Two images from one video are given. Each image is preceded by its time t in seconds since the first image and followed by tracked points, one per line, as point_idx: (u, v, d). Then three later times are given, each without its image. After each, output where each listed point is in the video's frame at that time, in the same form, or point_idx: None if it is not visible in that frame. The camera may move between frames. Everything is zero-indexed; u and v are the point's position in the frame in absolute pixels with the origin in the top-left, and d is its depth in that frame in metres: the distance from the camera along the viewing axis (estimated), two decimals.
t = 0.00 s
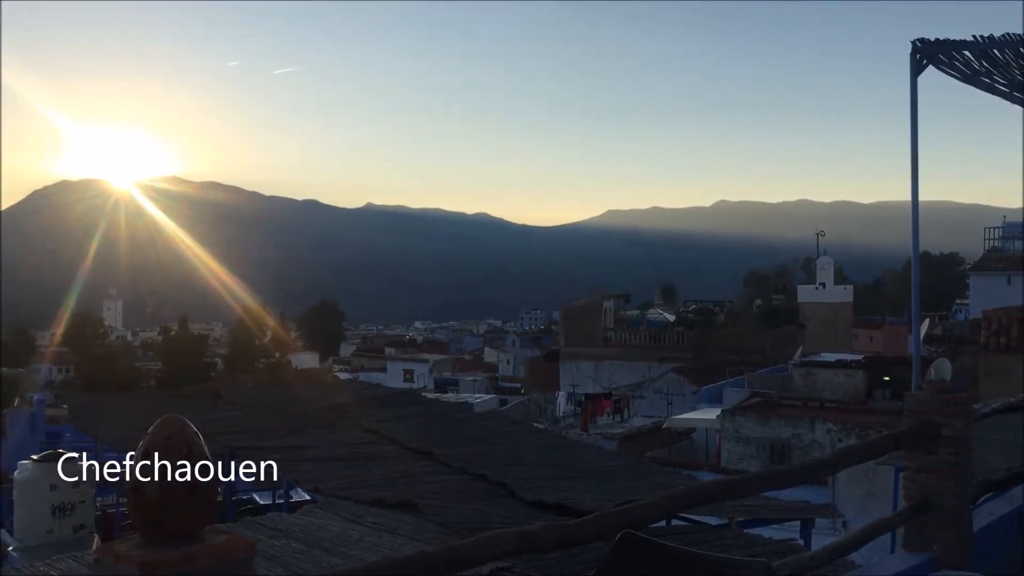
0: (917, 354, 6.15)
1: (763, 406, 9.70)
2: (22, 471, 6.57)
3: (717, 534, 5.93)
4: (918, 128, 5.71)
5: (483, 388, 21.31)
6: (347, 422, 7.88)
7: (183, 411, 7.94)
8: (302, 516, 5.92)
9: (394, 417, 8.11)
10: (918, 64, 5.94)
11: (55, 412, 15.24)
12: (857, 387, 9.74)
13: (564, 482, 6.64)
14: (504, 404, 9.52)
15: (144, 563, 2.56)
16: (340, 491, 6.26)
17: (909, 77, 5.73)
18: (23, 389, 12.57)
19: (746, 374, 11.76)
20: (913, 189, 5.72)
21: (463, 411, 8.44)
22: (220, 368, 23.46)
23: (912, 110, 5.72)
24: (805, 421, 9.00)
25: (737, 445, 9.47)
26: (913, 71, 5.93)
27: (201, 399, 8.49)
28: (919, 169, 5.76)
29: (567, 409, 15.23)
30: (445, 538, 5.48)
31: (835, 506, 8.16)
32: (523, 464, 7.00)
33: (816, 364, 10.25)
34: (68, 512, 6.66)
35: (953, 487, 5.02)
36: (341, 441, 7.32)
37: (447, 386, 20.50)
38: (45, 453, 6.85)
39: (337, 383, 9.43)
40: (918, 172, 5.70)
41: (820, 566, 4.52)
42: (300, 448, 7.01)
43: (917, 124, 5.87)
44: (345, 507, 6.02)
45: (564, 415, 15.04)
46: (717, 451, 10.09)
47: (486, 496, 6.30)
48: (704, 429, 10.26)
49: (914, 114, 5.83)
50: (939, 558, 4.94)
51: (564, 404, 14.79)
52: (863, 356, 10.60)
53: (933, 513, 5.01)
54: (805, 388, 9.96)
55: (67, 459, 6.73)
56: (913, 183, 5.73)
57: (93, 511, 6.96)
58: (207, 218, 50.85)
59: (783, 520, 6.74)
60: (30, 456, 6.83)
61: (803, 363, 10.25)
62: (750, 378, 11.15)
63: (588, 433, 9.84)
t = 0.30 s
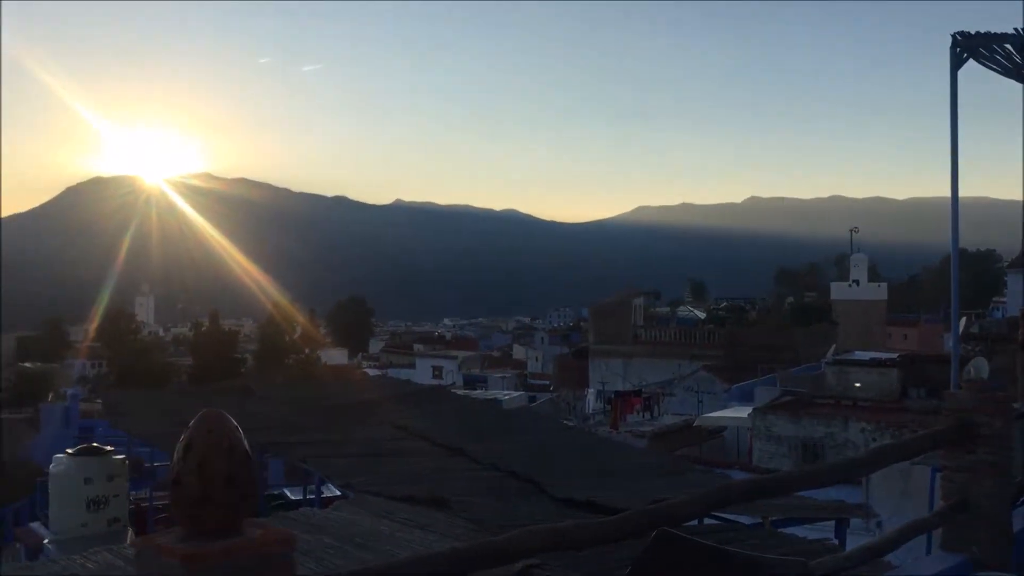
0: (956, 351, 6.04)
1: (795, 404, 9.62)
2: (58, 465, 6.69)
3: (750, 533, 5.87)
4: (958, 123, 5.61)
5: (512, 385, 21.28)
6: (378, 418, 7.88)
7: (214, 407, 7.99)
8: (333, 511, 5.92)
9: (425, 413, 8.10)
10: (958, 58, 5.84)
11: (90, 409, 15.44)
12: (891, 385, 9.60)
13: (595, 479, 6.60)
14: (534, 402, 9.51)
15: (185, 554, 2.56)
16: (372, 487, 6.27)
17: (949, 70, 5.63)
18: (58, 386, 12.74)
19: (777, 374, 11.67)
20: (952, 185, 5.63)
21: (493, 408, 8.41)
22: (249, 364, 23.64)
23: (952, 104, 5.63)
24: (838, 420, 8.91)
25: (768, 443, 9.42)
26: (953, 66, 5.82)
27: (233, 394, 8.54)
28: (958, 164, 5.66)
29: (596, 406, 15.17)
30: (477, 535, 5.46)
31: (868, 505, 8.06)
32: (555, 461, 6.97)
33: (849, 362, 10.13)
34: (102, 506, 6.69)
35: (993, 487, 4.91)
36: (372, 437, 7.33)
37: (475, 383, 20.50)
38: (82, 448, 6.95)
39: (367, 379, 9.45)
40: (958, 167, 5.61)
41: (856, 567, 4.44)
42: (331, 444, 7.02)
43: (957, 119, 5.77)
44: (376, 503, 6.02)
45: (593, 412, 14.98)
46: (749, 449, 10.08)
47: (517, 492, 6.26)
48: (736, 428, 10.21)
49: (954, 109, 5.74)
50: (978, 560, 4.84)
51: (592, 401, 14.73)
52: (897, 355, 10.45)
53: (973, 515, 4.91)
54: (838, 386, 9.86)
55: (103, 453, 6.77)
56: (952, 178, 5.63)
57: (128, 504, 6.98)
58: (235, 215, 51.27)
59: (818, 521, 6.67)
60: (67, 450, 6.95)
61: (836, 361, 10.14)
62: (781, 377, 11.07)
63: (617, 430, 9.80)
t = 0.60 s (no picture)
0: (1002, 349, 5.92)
1: (834, 405, 9.50)
2: (98, 460, 6.74)
3: (790, 533, 5.77)
4: (1005, 117, 5.49)
5: (545, 382, 21.22)
6: (412, 415, 7.88)
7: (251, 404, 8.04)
8: (369, 509, 5.90)
9: (462, 411, 8.09)
10: (1005, 50, 5.70)
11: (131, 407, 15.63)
12: (932, 385, 9.43)
13: (631, 477, 6.53)
14: (569, 400, 9.47)
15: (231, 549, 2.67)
16: (409, 484, 6.23)
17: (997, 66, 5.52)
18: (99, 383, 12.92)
19: (813, 372, 11.51)
20: (1001, 181, 5.49)
21: (527, 405, 8.36)
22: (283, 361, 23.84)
23: (998, 98, 5.50)
24: (878, 420, 8.80)
25: (806, 442, 9.44)
26: (1000, 59, 5.68)
27: (270, 391, 8.59)
28: (1006, 162, 5.53)
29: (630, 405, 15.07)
30: (513, 533, 5.39)
31: (909, 505, 7.94)
32: (590, 459, 6.90)
33: (889, 361, 9.98)
34: (141, 502, 6.74)
35: None
36: (409, 433, 7.33)
37: (508, 380, 20.49)
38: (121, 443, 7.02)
39: (403, 377, 9.46)
40: (1007, 163, 5.47)
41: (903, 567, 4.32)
42: (366, 441, 7.02)
43: (1005, 113, 5.63)
44: (412, 500, 6.00)
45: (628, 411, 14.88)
46: (785, 448, 10.02)
47: (554, 490, 6.20)
48: (773, 427, 10.13)
49: (1002, 103, 5.60)
50: None
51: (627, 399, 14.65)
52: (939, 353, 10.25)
53: None
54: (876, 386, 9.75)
55: (141, 449, 6.80)
56: (1001, 174, 5.49)
57: (165, 500, 7.02)
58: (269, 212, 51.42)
59: (859, 521, 6.55)
60: (107, 446, 7.01)
61: (875, 361, 10.01)
62: (820, 376, 10.92)
63: (653, 429, 9.75)
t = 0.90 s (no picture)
0: None
1: (879, 406, 9.40)
2: (145, 457, 6.85)
3: (837, 535, 5.69)
4: None
5: (585, 382, 21.16)
6: (454, 414, 7.91)
7: (296, 403, 8.12)
8: (413, 508, 5.94)
9: (504, 410, 8.10)
10: None
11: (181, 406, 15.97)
12: (979, 385, 9.28)
13: (673, 478, 6.49)
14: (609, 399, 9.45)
15: (287, 545, 2.98)
16: (453, 482, 6.26)
17: None
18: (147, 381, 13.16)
19: (856, 373, 11.36)
20: None
21: (568, 405, 8.35)
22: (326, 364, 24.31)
23: None
24: (924, 422, 8.71)
25: (850, 444, 9.34)
26: None
27: (314, 390, 8.68)
28: None
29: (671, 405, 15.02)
30: (557, 533, 5.38)
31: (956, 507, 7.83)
32: (635, 459, 6.88)
33: (935, 361, 9.84)
34: (188, 498, 6.84)
35: None
36: (451, 433, 7.36)
37: (548, 380, 20.50)
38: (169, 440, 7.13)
39: (444, 376, 9.50)
40: None
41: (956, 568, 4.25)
42: (408, 439, 7.05)
43: None
44: (456, 499, 6.02)
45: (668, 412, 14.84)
46: (828, 449, 9.92)
47: (597, 489, 6.18)
48: (815, 428, 10.03)
49: None
50: None
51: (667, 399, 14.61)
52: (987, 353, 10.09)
53: None
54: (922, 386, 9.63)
55: (188, 446, 6.91)
56: None
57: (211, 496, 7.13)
58: (308, 214, 51.99)
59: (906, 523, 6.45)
60: (154, 442, 7.13)
61: (920, 361, 9.88)
62: (864, 377, 10.79)
63: (694, 429, 9.71)
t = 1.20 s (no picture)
0: None
1: (925, 408, 9.31)
2: (194, 455, 6.96)
3: (886, 539, 5.64)
4: None
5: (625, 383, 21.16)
6: (497, 415, 7.94)
7: (340, 404, 8.21)
8: (457, 508, 5.97)
9: (545, 410, 8.12)
10: None
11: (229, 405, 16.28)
12: None
13: (719, 480, 6.46)
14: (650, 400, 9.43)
15: (343, 543, 3.05)
16: (497, 483, 6.28)
17: None
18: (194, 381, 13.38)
19: (903, 375, 11.20)
20: None
21: (610, 406, 8.33)
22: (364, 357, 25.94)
23: None
24: (972, 425, 8.67)
25: (895, 447, 9.21)
26: None
27: (358, 390, 8.77)
28: None
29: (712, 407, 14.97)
30: (602, 534, 5.38)
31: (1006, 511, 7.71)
32: (678, 461, 6.86)
33: (982, 362, 9.70)
34: (234, 496, 6.94)
35: None
36: (494, 433, 7.39)
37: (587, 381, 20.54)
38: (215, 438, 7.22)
39: (486, 377, 9.54)
40: None
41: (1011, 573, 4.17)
42: (450, 439, 7.09)
43: None
44: (500, 500, 6.04)
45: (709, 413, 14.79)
46: (872, 452, 9.82)
47: (642, 491, 6.17)
48: (859, 430, 9.93)
49: None
50: None
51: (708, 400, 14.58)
52: None
53: None
54: (970, 388, 9.51)
55: (234, 444, 7.00)
56: None
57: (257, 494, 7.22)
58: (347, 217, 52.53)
59: (955, 527, 6.35)
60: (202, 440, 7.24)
61: (967, 362, 9.76)
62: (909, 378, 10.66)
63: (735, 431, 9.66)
